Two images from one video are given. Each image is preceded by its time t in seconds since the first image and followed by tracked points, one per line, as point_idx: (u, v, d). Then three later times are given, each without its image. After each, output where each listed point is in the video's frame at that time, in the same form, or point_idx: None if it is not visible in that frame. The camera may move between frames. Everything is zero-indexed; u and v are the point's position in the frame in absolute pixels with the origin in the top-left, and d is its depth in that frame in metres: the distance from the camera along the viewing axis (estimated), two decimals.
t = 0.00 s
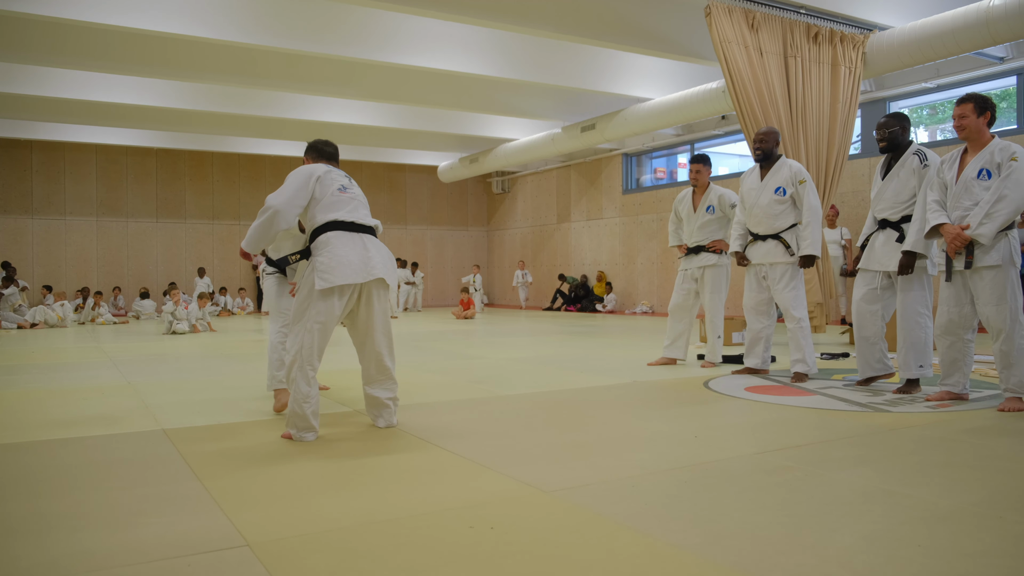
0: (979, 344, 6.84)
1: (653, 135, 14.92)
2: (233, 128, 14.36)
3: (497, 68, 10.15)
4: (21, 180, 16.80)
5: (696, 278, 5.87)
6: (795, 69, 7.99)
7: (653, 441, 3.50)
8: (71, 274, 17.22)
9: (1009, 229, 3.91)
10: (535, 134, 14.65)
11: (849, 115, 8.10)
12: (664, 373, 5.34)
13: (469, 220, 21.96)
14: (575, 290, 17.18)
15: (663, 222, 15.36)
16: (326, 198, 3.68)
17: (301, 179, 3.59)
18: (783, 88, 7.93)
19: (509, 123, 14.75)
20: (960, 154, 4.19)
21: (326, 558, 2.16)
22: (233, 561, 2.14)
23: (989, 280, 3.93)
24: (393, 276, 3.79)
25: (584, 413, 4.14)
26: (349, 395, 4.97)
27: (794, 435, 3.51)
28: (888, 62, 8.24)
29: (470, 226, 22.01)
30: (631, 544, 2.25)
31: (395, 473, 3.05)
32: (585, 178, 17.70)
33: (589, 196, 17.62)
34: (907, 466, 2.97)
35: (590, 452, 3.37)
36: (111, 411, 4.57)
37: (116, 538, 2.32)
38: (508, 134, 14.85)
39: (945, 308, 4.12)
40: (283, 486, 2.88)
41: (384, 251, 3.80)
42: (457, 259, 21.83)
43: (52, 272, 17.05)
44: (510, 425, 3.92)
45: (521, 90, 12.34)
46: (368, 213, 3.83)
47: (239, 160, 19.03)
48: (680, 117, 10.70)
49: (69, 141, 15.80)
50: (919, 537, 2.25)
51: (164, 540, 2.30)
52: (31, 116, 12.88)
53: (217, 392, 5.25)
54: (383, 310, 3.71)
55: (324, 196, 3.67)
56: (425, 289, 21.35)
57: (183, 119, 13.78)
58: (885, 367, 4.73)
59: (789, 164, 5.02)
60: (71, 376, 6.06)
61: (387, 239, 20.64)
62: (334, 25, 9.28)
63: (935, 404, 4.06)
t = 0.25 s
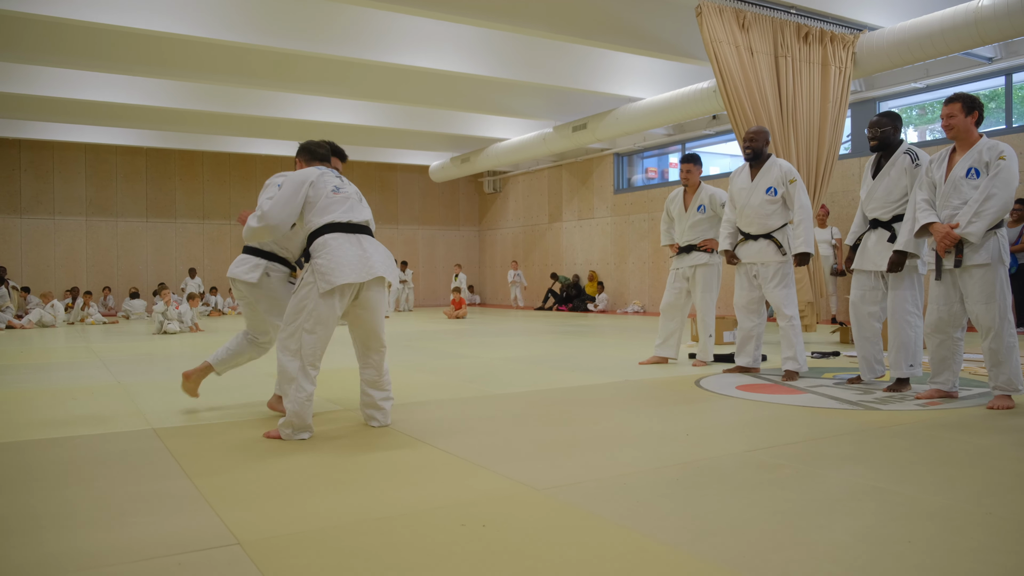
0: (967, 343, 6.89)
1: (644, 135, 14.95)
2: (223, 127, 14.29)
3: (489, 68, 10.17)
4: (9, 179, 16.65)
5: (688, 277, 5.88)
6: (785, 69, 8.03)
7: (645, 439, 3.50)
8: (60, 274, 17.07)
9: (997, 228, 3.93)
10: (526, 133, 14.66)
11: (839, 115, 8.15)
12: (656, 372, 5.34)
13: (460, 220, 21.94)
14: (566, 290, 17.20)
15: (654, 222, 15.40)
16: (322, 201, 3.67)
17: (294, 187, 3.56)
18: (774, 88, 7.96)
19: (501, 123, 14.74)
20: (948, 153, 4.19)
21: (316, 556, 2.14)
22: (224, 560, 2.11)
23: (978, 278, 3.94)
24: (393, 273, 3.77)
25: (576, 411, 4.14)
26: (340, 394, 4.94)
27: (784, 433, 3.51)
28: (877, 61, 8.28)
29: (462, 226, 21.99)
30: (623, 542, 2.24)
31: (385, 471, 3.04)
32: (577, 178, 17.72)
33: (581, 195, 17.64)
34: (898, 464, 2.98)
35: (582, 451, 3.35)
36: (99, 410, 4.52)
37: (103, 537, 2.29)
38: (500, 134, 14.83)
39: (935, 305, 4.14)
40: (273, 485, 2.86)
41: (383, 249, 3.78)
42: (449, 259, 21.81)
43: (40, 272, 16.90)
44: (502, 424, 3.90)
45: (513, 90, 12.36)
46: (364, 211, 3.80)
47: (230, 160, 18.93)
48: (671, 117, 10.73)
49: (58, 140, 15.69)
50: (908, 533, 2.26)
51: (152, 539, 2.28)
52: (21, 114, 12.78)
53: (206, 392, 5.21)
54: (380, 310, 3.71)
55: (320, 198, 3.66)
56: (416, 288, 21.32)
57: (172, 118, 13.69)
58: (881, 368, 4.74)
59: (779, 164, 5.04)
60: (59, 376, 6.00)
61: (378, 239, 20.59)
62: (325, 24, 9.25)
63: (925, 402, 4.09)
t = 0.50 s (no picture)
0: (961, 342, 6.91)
1: (639, 135, 14.97)
2: (217, 126, 14.23)
3: (484, 68, 10.16)
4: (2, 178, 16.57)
5: (682, 276, 5.88)
6: (780, 68, 8.05)
7: (641, 439, 3.49)
8: (53, 274, 16.99)
9: (990, 227, 3.95)
10: (521, 133, 14.65)
11: (834, 115, 8.17)
12: (651, 372, 5.34)
13: (455, 220, 21.93)
14: (561, 289, 17.21)
15: (649, 222, 15.41)
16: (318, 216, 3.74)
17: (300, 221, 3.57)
18: (768, 88, 7.98)
19: (496, 123, 14.74)
20: (942, 153, 4.22)
21: (312, 556, 2.13)
22: (219, 559, 2.10)
23: (972, 278, 3.96)
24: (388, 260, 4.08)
25: (571, 410, 4.14)
26: (334, 393, 4.93)
27: (780, 433, 3.51)
28: (871, 62, 8.31)
29: (457, 225, 21.99)
30: (620, 541, 2.24)
31: (379, 471, 3.02)
32: (572, 178, 17.73)
33: (576, 195, 17.64)
34: (892, 463, 2.99)
35: (577, 450, 3.35)
36: (91, 410, 4.50)
37: (97, 536, 2.28)
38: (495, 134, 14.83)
39: (928, 305, 4.15)
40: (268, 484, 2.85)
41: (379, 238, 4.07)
42: (444, 259, 21.79)
43: (33, 271, 16.81)
44: (497, 423, 3.89)
45: (508, 90, 12.37)
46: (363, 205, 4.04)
47: (224, 159, 18.87)
48: (666, 117, 10.74)
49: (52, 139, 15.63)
50: (901, 531, 2.26)
51: (143, 538, 2.26)
52: (14, 113, 12.72)
53: (199, 391, 5.18)
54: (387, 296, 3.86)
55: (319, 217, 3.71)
56: (411, 288, 21.29)
57: (166, 117, 13.64)
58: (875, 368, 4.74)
59: (774, 164, 5.05)
60: (52, 376, 5.97)
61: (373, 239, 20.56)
62: (319, 22, 9.23)
63: (918, 402, 4.09)
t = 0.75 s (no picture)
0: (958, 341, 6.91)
1: (636, 135, 14.98)
2: (214, 126, 14.21)
3: (482, 68, 10.16)
4: None
5: (680, 276, 5.88)
6: (777, 68, 8.06)
7: (639, 438, 3.49)
8: (51, 274, 16.97)
9: (987, 227, 3.95)
10: (519, 133, 14.65)
11: (831, 115, 8.18)
12: (649, 372, 5.34)
13: (453, 220, 21.93)
14: (559, 289, 17.21)
15: (647, 222, 15.43)
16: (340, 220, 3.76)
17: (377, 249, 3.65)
18: (766, 88, 7.99)
19: (493, 123, 14.74)
20: (938, 153, 4.22)
21: (309, 555, 2.13)
22: (215, 559, 2.10)
23: (969, 278, 3.96)
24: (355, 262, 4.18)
25: (569, 410, 4.13)
26: (331, 393, 4.91)
27: (778, 432, 3.51)
28: (867, 61, 8.32)
29: (455, 225, 21.99)
30: (617, 540, 2.24)
31: (376, 470, 3.02)
32: (569, 178, 17.73)
33: (573, 195, 17.65)
34: (889, 462, 2.99)
35: (575, 449, 3.35)
36: (88, 410, 4.49)
37: (93, 536, 2.27)
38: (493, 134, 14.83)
39: (926, 306, 4.16)
40: (265, 484, 2.84)
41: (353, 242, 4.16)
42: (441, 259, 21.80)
43: (30, 272, 16.79)
44: (495, 423, 3.88)
45: (506, 90, 12.39)
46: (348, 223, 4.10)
47: (222, 159, 18.85)
48: (663, 117, 10.75)
49: (49, 139, 15.63)
50: (896, 530, 2.27)
51: (140, 537, 2.26)
52: (11, 113, 12.69)
53: (197, 391, 5.17)
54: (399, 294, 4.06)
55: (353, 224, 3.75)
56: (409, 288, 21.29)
57: (163, 116, 13.61)
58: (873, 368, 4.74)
59: (772, 164, 5.05)
60: (49, 376, 5.96)
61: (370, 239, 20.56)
62: (315, 22, 9.22)
63: (915, 402, 4.10)
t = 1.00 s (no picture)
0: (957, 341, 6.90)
1: (635, 134, 14.98)
2: (213, 126, 14.20)
3: (482, 67, 10.17)
4: None
5: (679, 275, 5.88)
6: (776, 68, 8.07)
7: (639, 438, 3.49)
8: (49, 274, 16.94)
9: (986, 227, 3.95)
10: (517, 133, 14.65)
11: (830, 115, 8.18)
12: (649, 371, 5.34)
13: (451, 220, 21.92)
14: (558, 289, 17.22)
15: (645, 221, 15.43)
16: (416, 257, 3.51)
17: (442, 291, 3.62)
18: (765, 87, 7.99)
19: (492, 122, 14.74)
20: (937, 153, 4.22)
21: (308, 555, 2.12)
22: (215, 558, 2.09)
23: (968, 277, 3.97)
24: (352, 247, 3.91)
25: (569, 410, 4.13)
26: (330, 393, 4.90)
27: (777, 432, 3.51)
28: (864, 61, 8.33)
29: (453, 225, 21.98)
30: (618, 540, 2.23)
31: (375, 470, 3.02)
32: (568, 177, 17.73)
33: (572, 195, 17.65)
34: (888, 462, 2.99)
35: (574, 449, 3.34)
36: (86, 409, 4.48)
37: (91, 536, 2.26)
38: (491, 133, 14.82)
39: (925, 305, 4.17)
40: (264, 484, 2.83)
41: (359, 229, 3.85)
42: (440, 259, 21.80)
43: (29, 271, 16.77)
44: (494, 423, 3.88)
45: (505, 90, 12.39)
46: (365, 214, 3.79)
47: (220, 159, 18.83)
48: (662, 117, 10.76)
49: (48, 139, 15.62)
50: (895, 530, 2.27)
51: (139, 537, 2.26)
52: (10, 113, 12.68)
53: (195, 391, 5.17)
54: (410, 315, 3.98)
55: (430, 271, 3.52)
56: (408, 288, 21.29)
57: (161, 116, 13.60)
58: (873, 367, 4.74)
59: (768, 164, 5.05)
60: (47, 376, 5.94)
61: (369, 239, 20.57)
62: (315, 21, 9.21)
63: (914, 401, 4.10)
